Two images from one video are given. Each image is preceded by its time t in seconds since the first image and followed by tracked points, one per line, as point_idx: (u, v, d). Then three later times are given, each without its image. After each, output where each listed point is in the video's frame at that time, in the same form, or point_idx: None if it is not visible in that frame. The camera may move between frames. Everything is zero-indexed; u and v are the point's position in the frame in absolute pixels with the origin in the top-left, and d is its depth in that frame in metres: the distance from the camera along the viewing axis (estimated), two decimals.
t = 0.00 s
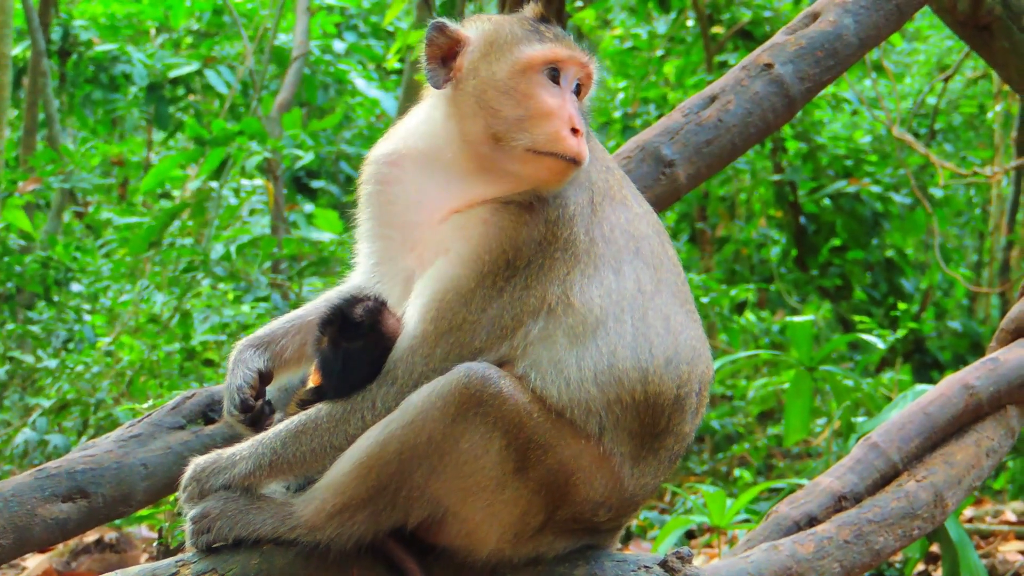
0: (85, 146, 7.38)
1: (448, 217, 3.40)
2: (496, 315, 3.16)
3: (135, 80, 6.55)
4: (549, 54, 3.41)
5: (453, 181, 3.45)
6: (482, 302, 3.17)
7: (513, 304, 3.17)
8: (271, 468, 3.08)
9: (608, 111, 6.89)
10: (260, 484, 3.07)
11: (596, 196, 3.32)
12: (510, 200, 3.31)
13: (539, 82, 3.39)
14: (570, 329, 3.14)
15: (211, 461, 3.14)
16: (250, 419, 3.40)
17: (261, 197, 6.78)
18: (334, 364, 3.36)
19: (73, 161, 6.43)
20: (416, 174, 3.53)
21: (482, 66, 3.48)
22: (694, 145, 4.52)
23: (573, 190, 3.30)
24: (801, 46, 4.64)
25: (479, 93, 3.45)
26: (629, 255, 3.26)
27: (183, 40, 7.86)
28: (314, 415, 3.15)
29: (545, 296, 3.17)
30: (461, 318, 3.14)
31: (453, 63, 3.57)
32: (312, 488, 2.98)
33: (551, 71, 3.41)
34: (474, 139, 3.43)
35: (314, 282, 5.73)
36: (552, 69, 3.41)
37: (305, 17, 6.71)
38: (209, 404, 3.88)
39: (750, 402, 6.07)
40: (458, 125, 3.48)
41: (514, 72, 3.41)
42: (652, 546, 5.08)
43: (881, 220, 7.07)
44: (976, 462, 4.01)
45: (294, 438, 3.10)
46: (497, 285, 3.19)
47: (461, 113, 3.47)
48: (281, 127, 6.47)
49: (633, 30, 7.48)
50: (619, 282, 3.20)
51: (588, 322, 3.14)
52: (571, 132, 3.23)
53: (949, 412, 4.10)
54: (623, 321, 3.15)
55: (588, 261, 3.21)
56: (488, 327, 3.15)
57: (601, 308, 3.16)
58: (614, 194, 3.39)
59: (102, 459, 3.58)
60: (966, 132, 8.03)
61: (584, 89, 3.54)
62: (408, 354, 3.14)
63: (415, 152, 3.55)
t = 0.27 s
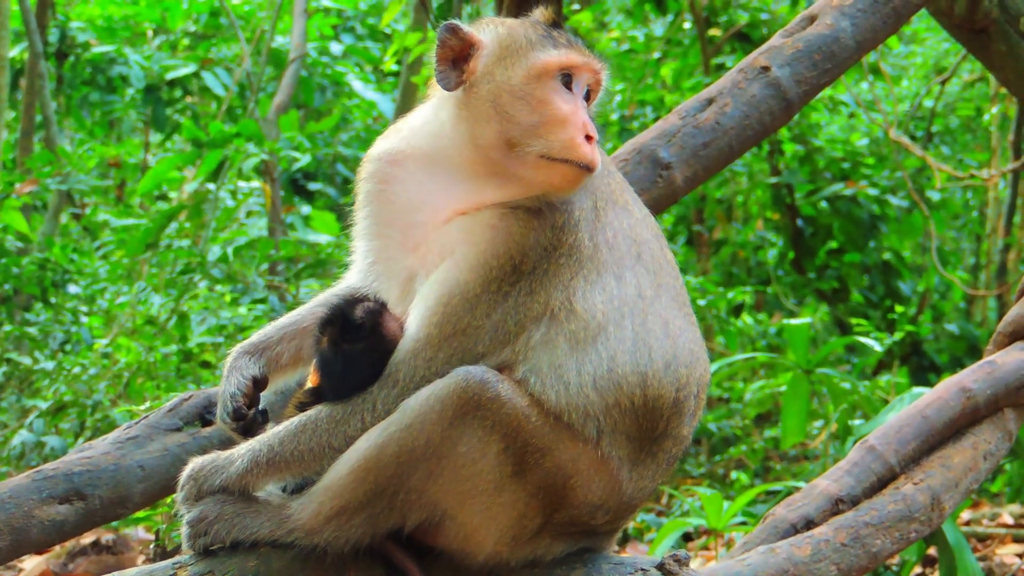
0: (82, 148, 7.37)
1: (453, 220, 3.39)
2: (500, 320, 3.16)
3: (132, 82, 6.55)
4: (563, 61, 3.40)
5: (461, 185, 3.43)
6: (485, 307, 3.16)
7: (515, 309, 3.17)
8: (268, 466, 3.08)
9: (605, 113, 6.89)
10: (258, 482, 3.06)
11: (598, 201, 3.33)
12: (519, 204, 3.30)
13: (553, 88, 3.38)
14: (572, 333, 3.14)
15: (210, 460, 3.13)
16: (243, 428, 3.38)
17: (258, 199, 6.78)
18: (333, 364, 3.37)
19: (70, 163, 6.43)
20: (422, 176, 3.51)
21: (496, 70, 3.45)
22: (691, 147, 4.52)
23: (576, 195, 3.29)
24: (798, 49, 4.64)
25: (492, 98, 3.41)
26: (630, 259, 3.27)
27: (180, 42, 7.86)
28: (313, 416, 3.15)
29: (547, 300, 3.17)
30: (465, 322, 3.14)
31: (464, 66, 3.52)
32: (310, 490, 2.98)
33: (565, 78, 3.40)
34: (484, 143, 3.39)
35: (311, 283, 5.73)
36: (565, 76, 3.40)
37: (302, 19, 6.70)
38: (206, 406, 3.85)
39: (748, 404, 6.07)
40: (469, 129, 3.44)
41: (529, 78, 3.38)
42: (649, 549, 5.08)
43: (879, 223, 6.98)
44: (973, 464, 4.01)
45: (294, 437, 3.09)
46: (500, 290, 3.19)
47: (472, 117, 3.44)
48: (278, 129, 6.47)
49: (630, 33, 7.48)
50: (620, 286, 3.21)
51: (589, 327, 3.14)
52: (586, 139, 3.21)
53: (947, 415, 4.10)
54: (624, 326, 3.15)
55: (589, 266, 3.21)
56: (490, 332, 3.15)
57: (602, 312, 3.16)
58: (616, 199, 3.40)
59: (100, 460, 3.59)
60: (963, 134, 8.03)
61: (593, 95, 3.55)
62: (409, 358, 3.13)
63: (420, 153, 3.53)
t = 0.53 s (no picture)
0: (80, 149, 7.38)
1: (455, 219, 3.39)
2: (500, 321, 3.15)
3: (129, 83, 6.56)
4: (568, 63, 3.41)
5: (464, 186, 3.43)
6: (485, 309, 3.16)
7: (515, 311, 3.16)
8: (267, 464, 3.07)
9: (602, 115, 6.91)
10: (256, 481, 3.06)
11: (598, 204, 3.33)
12: (521, 206, 3.30)
13: (559, 90, 3.38)
14: (571, 335, 3.14)
15: (208, 460, 3.12)
16: (239, 431, 3.43)
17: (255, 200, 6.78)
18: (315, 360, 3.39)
19: (67, 164, 6.44)
20: (424, 176, 3.50)
21: (502, 71, 3.45)
22: (688, 149, 4.52)
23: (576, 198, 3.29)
24: (796, 51, 4.64)
25: (498, 99, 3.41)
26: (630, 262, 3.27)
27: (178, 43, 7.86)
28: (312, 414, 3.14)
29: (546, 303, 3.17)
30: (465, 323, 3.14)
31: (470, 66, 3.51)
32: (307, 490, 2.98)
33: (570, 80, 3.41)
34: (489, 144, 3.40)
35: (308, 284, 5.74)
36: (570, 78, 3.41)
37: (299, 21, 6.70)
38: (203, 408, 3.86)
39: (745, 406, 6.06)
40: (474, 129, 3.44)
41: (535, 79, 3.39)
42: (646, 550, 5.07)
43: (877, 225, 7.04)
44: (970, 467, 4.00)
45: (293, 436, 3.09)
46: (500, 291, 3.19)
47: (477, 118, 3.43)
48: (276, 131, 6.48)
49: (628, 35, 7.49)
50: (619, 289, 3.21)
51: (588, 329, 3.15)
52: (590, 141, 3.21)
53: (943, 417, 4.10)
54: (622, 329, 3.16)
55: (589, 268, 3.22)
56: (490, 333, 3.15)
57: (601, 315, 3.16)
58: (616, 202, 3.40)
59: (97, 462, 3.59)
60: (960, 136, 8.04)
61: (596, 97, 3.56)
62: (410, 357, 3.14)
63: (422, 152, 3.53)
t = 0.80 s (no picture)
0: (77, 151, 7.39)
1: (454, 221, 3.38)
2: (499, 323, 3.15)
3: (126, 85, 6.56)
4: (567, 65, 3.41)
5: (463, 187, 3.42)
6: (483, 310, 3.15)
7: (513, 312, 3.16)
8: (263, 465, 3.06)
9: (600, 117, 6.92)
10: (253, 482, 3.05)
11: (595, 205, 3.33)
12: (519, 208, 3.30)
13: (558, 91, 3.38)
14: (568, 336, 3.14)
15: (204, 460, 3.10)
16: (235, 436, 3.45)
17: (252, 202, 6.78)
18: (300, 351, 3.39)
19: (64, 166, 6.44)
20: (422, 177, 3.49)
21: (500, 73, 3.45)
22: (686, 151, 4.52)
23: (573, 200, 3.30)
24: (793, 53, 4.64)
25: (497, 100, 3.41)
26: (627, 264, 3.28)
27: (175, 45, 7.85)
28: (309, 414, 3.13)
29: (544, 304, 3.17)
30: (464, 323, 3.13)
31: (468, 68, 3.52)
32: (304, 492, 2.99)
33: (568, 82, 3.42)
34: (488, 145, 3.40)
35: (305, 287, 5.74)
36: (568, 80, 3.42)
37: (297, 23, 6.70)
38: (201, 409, 3.86)
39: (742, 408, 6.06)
40: (472, 130, 3.43)
41: (534, 80, 3.39)
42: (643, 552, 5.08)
43: (873, 226, 7.05)
44: (968, 468, 4.01)
45: (289, 436, 3.08)
46: (498, 292, 3.18)
47: (476, 119, 3.43)
48: (273, 132, 6.46)
49: (625, 36, 7.50)
50: (616, 290, 3.21)
51: (585, 330, 3.15)
52: (589, 143, 3.22)
53: (941, 419, 4.09)
54: (620, 330, 3.16)
55: (586, 270, 3.21)
56: (489, 334, 3.15)
57: (598, 316, 3.16)
58: (612, 203, 3.41)
59: (94, 463, 3.59)
60: (957, 138, 8.06)
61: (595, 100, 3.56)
62: (408, 358, 3.13)
63: (420, 153, 3.52)
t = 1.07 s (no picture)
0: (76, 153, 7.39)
1: (449, 225, 3.39)
2: (497, 326, 3.16)
3: (125, 87, 6.56)
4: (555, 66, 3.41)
5: (457, 190, 3.43)
6: (481, 313, 3.16)
7: (512, 315, 3.17)
8: (264, 468, 3.06)
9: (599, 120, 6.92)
10: (253, 486, 3.04)
11: (595, 209, 3.33)
12: (514, 210, 3.30)
13: (545, 92, 3.39)
14: (567, 340, 3.14)
15: (204, 463, 3.10)
16: (231, 437, 3.38)
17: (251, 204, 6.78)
18: (320, 350, 3.38)
19: (63, 168, 6.45)
20: (418, 181, 3.51)
21: (490, 74, 3.46)
22: (685, 154, 4.52)
23: (573, 204, 3.30)
24: (793, 56, 4.63)
25: (484, 102, 3.42)
26: (626, 268, 3.28)
27: (174, 47, 7.86)
28: (309, 418, 3.13)
29: (544, 307, 3.17)
30: (461, 327, 3.14)
31: (459, 70, 3.53)
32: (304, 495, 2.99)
33: (556, 83, 3.42)
34: (477, 147, 3.41)
35: (304, 290, 5.76)
36: (556, 81, 3.42)
37: (296, 25, 6.70)
38: (200, 411, 3.85)
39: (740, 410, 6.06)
40: (464, 133, 3.44)
41: (522, 81, 3.40)
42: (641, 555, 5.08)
43: (872, 230, 7.09)
44: (966, 471, 4.01)
45: (289, 440, 3.07)
46: (496, 296, 3.19)
47: (466, 121, 3.45)
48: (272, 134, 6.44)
49: (624, 39, 7.50)
50: (616, 294, 3.21)
51: (585, 333, 3.15)
52: (575, 144, 3.22)
53: (939, 422, 4.09)
54: (619, 333, 3.16)
55: (585, 274, 3.22)
56: (487, 337, 3.15)
57: (598, 319, 3.16)
58: (613, 208, 3.40)
59: (93, 466, 3.59)
60: (957, 141, 8.07)
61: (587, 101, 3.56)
62: (407, 361, 3.14)
63: (416, 157, 3.54)
